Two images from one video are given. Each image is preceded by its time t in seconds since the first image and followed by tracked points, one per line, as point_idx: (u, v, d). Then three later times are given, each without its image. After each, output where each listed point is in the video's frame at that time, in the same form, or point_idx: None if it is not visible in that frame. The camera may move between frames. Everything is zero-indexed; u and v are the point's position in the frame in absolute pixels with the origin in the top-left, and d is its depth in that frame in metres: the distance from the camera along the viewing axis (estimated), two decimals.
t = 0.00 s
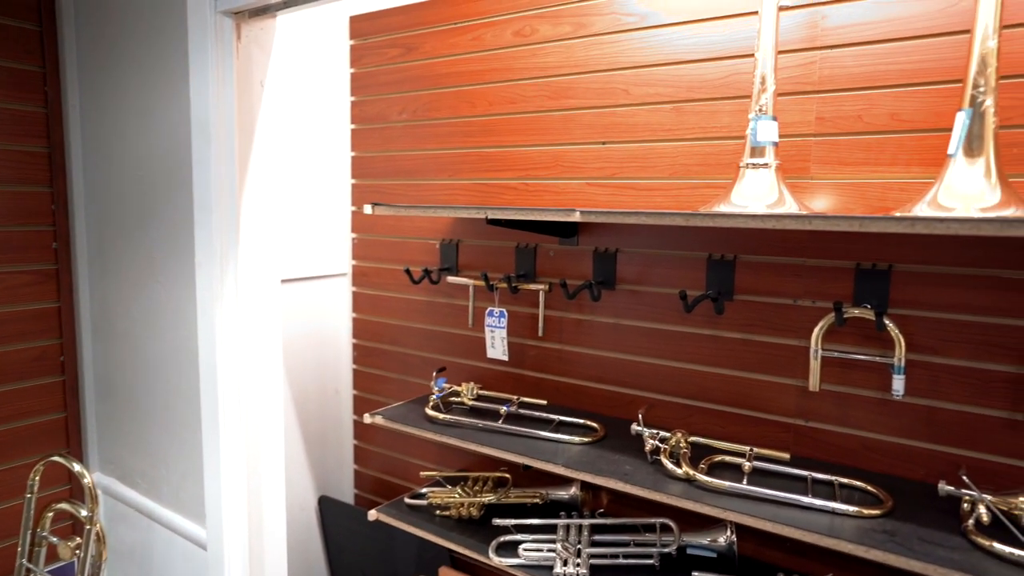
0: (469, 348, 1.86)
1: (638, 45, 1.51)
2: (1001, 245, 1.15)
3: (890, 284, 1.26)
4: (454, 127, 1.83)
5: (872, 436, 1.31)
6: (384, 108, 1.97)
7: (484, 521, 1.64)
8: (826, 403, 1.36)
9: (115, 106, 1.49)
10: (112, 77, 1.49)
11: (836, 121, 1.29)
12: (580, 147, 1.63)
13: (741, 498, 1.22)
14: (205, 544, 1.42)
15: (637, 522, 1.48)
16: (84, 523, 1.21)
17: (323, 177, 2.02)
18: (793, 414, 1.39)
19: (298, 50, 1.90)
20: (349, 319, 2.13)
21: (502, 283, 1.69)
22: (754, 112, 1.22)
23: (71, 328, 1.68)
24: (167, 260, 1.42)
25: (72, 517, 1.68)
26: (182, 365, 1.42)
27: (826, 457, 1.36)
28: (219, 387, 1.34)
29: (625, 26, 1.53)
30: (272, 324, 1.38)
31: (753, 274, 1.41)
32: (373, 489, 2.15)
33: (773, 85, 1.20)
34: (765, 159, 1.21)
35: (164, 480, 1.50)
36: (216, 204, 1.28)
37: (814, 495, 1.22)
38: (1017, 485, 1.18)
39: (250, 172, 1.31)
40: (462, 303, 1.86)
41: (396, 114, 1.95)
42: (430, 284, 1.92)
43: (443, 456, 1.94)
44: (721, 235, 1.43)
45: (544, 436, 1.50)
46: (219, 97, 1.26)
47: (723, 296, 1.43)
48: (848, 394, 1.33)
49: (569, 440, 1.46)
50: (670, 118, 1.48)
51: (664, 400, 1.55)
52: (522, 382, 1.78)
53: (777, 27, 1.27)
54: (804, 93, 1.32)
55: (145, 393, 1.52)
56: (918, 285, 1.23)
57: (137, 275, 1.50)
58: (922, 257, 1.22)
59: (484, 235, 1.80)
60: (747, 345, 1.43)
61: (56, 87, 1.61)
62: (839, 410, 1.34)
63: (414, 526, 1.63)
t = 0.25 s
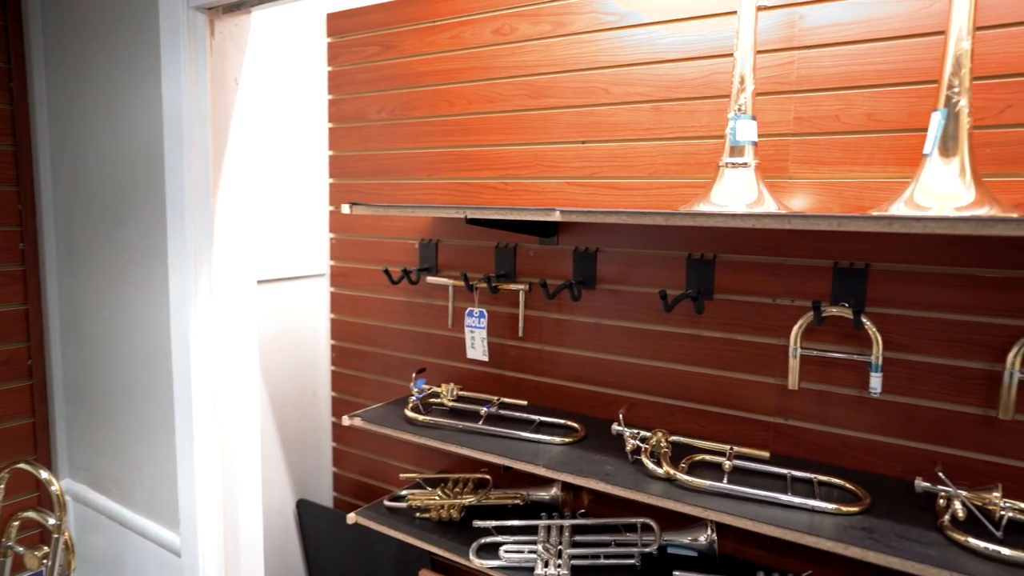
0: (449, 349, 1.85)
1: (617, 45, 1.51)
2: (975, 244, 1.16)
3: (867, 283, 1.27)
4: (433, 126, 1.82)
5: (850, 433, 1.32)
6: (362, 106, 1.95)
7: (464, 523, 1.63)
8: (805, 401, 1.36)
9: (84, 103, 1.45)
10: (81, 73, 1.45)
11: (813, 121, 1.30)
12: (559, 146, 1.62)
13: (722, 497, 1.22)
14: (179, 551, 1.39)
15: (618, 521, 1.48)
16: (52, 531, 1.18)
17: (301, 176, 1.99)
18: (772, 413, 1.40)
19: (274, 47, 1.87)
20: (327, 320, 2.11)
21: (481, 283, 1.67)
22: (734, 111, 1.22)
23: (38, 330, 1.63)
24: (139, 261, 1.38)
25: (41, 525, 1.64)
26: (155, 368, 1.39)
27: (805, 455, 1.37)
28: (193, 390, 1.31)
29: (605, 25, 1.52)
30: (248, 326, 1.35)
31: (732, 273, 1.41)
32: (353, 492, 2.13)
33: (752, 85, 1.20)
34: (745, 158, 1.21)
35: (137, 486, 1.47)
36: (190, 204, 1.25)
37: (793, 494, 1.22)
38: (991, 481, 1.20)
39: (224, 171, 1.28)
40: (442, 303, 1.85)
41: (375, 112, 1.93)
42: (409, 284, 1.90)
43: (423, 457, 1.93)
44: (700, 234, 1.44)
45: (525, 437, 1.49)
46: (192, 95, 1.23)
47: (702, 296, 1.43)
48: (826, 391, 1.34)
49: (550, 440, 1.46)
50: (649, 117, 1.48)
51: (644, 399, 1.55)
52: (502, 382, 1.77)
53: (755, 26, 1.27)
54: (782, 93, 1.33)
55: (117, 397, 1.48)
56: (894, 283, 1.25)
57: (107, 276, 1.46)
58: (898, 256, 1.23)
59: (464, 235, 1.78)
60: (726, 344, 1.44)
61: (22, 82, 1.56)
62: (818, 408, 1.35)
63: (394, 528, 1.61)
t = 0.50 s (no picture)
0: (427, 347, 1.83)
1: (594, 42, 1.51)
2: (946, 241, 1.18)
3: (841, 279, 1.28)
4: (410, 123, 1.80)
5: (825, 429, 1.33)
6: (338, 103, 1.93)
7: (442, 523, 1.61)
8: (780, 398, 1.37)
9: (49, 97, 1.41)
10: (45, 66, 1.41)
11: (788, 119, 1.30)
12: (537, 144, 1.61)
13: (699, 494, 1.22)
14: (150, 556, 1.36)
15: (596, 520, 1.48)
16: (15, 539, 1.15)
17: (275, 174, 1.96)
18: (748, 409, 1.41)
19: (247, 42, 1.84)
20: (302, 320, 2.08)
21: (459, 282, 1.65)
22: (709, 109, 1.22)
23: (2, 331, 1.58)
24: (107, 260, 1.35)
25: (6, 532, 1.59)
26: (124, 370, 1.36)
27: (781, 451, 1.38)
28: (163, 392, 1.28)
29: (581, 23, 1.52)
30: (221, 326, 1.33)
31: (709, 271, 1.42)
32: (330, 493, 2.11)
33: (727, 83, 1.21)
34: (721, 156, 1.21)
35: (106, 490, 1.43)
36: (159, 202, 1.22)
37: (769, 489, 1.23)
38: (962, 474, 1.22)
39: (195, 169, 1.25)
40: (419, 302, 1.83)
41: (350, 110, 1.90)
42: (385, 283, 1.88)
43: (400, 457, 1.91)
44: (677, 232, 1.44)
45: (502, 436, 1.48)
46: (161, 90, 1.20)
47: (679, 293, 1.43)
48: (801, 388, 1.35)
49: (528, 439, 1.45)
50: (626, 115, 1.48)
51: (622, 397, 1.55)
52: (480, 381, 1.76)
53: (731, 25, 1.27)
54: (757, 91, 1.34)
55: (84, 399, 1.45)
56: (868, 280, 1.26)
57: (74, 275, 1.42)
58: (871, 253, 1.25)
59: (441, 233, 1.77)
60: (703, 341, 1.44)
61: None
62: (793, 404, 1.36)
63: (371, 530, 1.60)
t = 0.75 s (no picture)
0: (403, 348, 1.82)
1: (569, 42, 1.51)
2: (915, 239, 1.20)
3: (813, 278, 1.29)
4: (385, 122, 1.78)
5: (798, 426, 1.35)
6: (312, 102, 1.91)
7: (419, 524, 1.60)
8: (754, 395, 1.39)
9: (12, 93, 1.37)
10: (7, 60, 1.37)
11: (761, 119, 1.32)
12: (512, 143, 1.61)
13: (675, 491, 1.23)
14: (119, 563, 1.33)
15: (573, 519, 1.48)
16: None
17: (248, 173, 1.93)
18: (723, 407, 1.42)
19: (218, 39, 1.80)
20: (276, 320, 2.06)
21: (435, 282, 1.64)
22: (684, 108, 1.23)
23: None
24: (73, 260, 1.32)
25: None
26: (91, 372, 1.33)
27: (755, 447, 1.40)
28: (132, 396, 1.25)
29: (557, 22, 1.52)
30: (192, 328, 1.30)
31: (684, 270, 1.43)
32: (305, 496, 2.08)
33: (701, 83, 1.21)
34: (695, 155, 1.22)
35: (73, 497, 1.40)
36: (127, 202, 1.19)
37: (744, 486, 1.24)
38: (930, 468, 1.24)
39: (164, 168, 1.23)
40: (395, 302, 1.82)
41: (324, 108, 1.88)
42: (361, 283, 1.86)
43: (377, 459, 1.89)
44: (653, 231, 1.44)
45: (479, 436, 1.47)
46: (129, 86, 1.17)
47: (655, 292, 1.44)
48: (775, 385, 1.37)
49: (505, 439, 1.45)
50: (602, 115, 1.49)
51: (599, 396, 1.56)
52: (457, 381, 1.75)
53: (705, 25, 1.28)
54: (730, 92, 1.35)
55: (50, 403, 1.41)
56: (839, 279, 1.28)
57: (38, 275, 1.38)
58: (842, 252, 1.26)
59: (417, 233, 1.76)
60: (679, 340, 1.45)
61: None
62: (767, 401, 1.37)
63: (346, 533, 1.58)
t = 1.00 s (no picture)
0: (379, 348, 1.80)
1: (545, 41, 1.51)
2: (885, 238, 1.22)
3: (786, 276, 1.31)
4: (360, 120, 1.77)
5: (772, 422, 1.37)
6: (285, 100, 1.88)
7: (395, 525, 1.59)
8: (729, 393, 1.40)
9: None
10: None
11: (735, 119, 1.33)
12: (488, 142, 1.60)
13: (652, 489, 1.23)
14: (87, 570, 1.29)
15: (551, 517, 1.48)
16: None
17: (220, 171, 1.90)
18: (699, 405, 1.43)
19: (188, 35, 1.77)
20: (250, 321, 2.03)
21: (410, 281, 1.62)
22: (659, 108, 1.24)
23: None
24: (38, 261, 1.28)
25: None
26: (57, 376, 1.29)
27: (730, 444, 1.41)
28: (100, 399, 1.22)
29: (532, 21, 1.52)
30: (162, 330, 1.27)
31: (660, 268, 1.43)
32: (280, 499, 2.06)
33: (676, 82, 1.22)
34: (670, 155, 1.22)
35: (38, 504, 1.36)
36: (94, 201, 1.16)
37: (719, 483, 1.25)
38: (901, 463, 1.26)
39: (132, 166, 1.20)
40: (371, 302, 1.80)
41: (298, 106, 1.86)
42: (336, 283, 1.84)
43: (353, 460, 1.88)
44: (628, 230, 1.45)
45: (456, 436, 1.46)
46: (95, 81, 1.14)
47: (631, 291, 1.44)
48: (750, 382, 1.38)
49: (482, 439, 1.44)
50: (577, 114, 1.49)
51: (576, 395, 1.56)
52: (434, 381, 1.74)
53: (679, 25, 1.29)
54: (704, 91, 1.36)
55: (14, 408, 1.37)
56: (812, 276, 1.29)
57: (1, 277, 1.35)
58: (815, 250, 1.28)
59: (392, 232, 1.74)
60: (655, 338, 1.46)
61: None
62: (742, 398, 1.39)
63: (322, 535, 1.56)
